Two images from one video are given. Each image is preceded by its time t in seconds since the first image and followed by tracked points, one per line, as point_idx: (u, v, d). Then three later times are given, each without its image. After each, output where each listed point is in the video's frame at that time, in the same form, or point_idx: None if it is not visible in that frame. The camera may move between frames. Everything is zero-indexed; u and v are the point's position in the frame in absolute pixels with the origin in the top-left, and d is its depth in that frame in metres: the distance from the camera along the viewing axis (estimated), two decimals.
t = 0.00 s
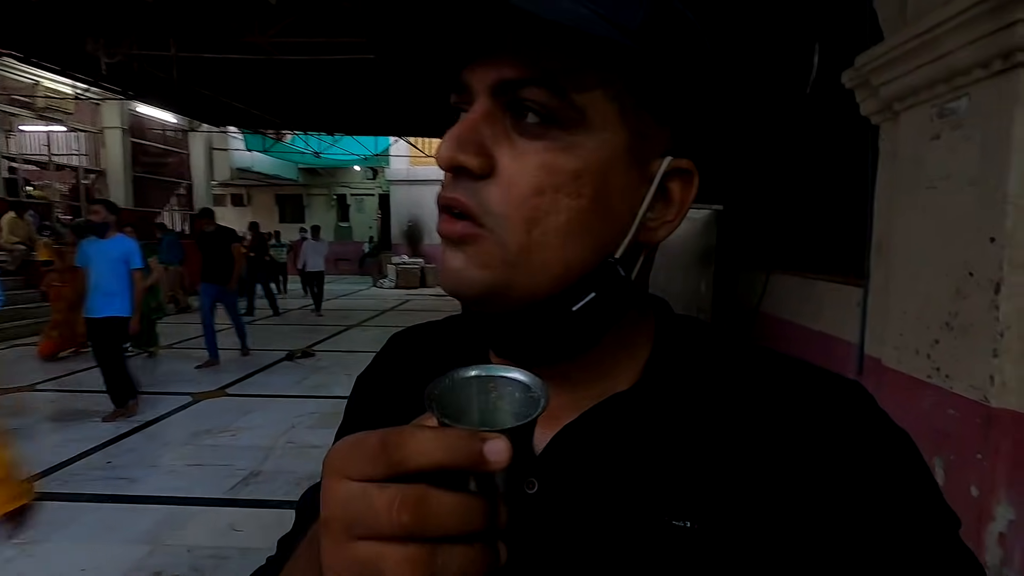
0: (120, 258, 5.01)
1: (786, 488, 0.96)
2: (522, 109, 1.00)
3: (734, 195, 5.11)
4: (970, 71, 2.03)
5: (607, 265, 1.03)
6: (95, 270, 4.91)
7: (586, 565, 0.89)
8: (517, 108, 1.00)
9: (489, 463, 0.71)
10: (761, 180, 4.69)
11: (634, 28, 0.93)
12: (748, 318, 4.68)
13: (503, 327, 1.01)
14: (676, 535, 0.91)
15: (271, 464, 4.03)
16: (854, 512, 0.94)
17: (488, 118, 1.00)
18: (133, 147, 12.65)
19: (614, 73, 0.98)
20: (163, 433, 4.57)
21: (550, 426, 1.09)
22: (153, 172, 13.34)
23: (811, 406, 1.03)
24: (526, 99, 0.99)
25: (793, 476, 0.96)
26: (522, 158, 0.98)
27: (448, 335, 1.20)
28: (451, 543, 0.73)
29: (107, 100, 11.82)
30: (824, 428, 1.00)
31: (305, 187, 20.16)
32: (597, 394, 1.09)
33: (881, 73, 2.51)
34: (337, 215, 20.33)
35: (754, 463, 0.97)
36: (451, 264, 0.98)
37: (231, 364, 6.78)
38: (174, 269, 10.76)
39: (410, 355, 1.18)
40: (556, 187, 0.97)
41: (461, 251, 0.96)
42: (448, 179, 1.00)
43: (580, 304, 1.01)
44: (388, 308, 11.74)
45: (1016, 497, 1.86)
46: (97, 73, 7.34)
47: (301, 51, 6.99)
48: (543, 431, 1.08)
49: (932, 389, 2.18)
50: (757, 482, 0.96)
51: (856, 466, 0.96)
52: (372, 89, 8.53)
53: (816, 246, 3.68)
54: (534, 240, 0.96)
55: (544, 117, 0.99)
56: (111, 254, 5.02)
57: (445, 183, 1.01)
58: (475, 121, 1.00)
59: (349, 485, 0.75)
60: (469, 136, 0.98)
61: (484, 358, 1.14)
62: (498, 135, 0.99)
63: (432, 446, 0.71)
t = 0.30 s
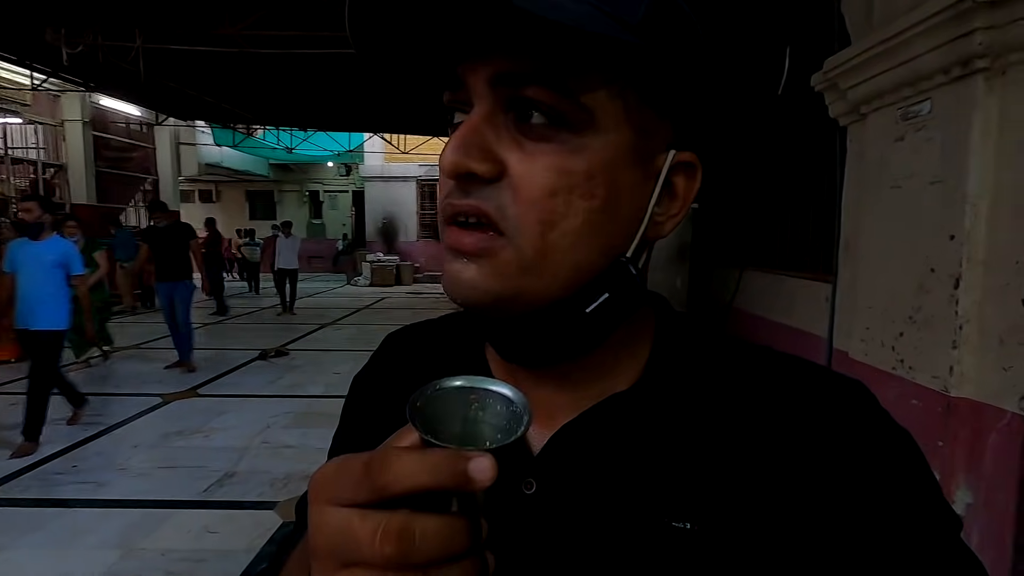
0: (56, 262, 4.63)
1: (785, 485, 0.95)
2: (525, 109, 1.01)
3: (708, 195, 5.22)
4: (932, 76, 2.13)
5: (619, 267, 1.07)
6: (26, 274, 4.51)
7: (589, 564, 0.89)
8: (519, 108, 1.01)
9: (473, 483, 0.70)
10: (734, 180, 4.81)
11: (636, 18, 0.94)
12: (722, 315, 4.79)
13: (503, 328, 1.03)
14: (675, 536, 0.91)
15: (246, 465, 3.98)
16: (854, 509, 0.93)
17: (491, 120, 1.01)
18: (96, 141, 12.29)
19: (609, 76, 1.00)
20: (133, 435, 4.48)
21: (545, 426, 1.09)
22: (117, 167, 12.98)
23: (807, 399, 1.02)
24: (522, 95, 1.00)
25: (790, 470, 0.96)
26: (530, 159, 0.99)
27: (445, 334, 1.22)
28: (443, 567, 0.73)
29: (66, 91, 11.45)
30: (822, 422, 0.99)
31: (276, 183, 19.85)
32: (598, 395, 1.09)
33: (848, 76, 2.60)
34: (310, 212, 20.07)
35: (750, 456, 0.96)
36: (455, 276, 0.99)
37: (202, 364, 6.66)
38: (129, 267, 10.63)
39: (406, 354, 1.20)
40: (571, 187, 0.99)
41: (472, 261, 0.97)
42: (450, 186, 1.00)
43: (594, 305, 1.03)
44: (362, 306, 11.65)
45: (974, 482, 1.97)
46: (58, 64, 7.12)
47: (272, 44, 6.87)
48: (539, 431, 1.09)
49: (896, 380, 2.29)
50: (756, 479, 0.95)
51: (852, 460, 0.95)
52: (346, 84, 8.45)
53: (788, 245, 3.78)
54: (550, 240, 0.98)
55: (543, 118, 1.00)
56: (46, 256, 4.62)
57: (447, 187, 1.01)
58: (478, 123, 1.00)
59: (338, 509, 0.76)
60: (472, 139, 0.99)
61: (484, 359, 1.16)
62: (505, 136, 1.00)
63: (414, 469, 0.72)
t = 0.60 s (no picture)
0: (25, 258, 4.26)
1: (782, 485, 0.95)
2: (589, 116, 0.98)
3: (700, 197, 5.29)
4: (914, 82, 2.20)
5: (658, 267, 1.06)
6: None
7: (582, 557, 0.89)
8: (577, 113, 0.98)
9: (490, 472, 0.65)
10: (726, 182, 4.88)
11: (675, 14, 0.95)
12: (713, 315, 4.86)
13: (498, 327, 1.02)
14: (671, 535, 0.91)
15: (240, 463, 4.00)
16: (847, 505, 0.93)
17: (553, 127, 0.96)
18: (88, 139, 12.24)
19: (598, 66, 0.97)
20: (125, 433, 4.49)
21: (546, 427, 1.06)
22: (109, 166, 12.91)
23: (805, 392, 1.02)
24: (592, 111, 0.98)
25: (783, 467, 0.96)
26: (603, 169, 0.96)
27: (443, 330, 1.24)
28: (469, 575, 0.66)
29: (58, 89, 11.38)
30: (814, 416, 0.99)
31: (269, 183, 19.83)
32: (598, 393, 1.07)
33: (834, 82, 2.67)
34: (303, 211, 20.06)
35: (745, 455, 0.96)
36: (521, 299, 0.95)
37: (195, 363, 6.66)
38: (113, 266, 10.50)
39: (403, 351, 1.21)
40: (641, 196, 0.98)
41: (543, 282, 0.94)
42: (513, 202, 0.94)
43: (637, 302, 1.01)
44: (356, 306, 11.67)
45: (952, 475, 2.04)
46: (52, 62, 7.11)
47: (268, 43, 6.88)
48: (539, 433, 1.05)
49: (880, 377, 2.36)
50: (750, 477, 0.95)
51: (845, 454, 0.96)
52: (340, 84, 8.47)
53: (778, 247, 3.84)
54: (624, 253, 0.97)
55: (606, 123, 0.98)
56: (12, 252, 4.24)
57: (504, 200, 0.96)
58: (542, 131, 0.96)
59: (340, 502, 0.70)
60: (544, 152, 0.94)
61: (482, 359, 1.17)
62: (575, 147, 0.96)
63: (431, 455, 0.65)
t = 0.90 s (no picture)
0: (6, 269, 4.23)
1: (778, 485, 0.98)
2: (637, 119, 1.03)
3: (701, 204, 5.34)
4: (907, 91, 2.24)
5: (663, 268, 1.11)
6: None
7: (576, 558, 0.90)
8: (613, 121, 1.01)
9: (473, 402, 0.67)
10: (726, 189, 4.93)
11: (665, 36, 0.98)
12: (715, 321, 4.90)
13: (511, 326, 1.08)
14: (666, 538, 0.92)
15: (245, 470, 4.04)
16: (839, 506, 0.96)
17: (595, 132, 1.00)
18: (94, 150, 12.35)
19: (592, 79, 1.00)
20: (132, 441, 4.53)
21: (542, 430, 1.08)
22: (115, 176, 13.01)
23: (800, 394, 1.07)
24: (638, 115, 1.03)
25: (778, 469, 0.99)
26: (637, 176, 1.01)
27: (445, 337, 1.29)
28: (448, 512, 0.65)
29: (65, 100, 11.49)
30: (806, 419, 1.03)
31: (273, 192, 19.94)
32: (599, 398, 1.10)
33: (829, 90, 2.71)
34: (307, 220, 20.17)
35: (739, 458, 0.99)
36: (559, 295, 0.96)
37: (201, 372, 6.71)
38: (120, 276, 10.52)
39: (402, 361, 1.25)
40: (665, 200, 1.04)
41: (579, 278, 0.95)
42: (559, 203, 0.96)
43: (649, 302, 1.08)
44: (360, 314, 11.72)
45: (950, 478, 2.07)
46: (60, 75, 7.20)
47: (273, 55, 6.95)
48: (534, 437, 1.07)
49: (877, 381, 2.39)
50: (745, 479, 0.97)
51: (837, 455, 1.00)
52: (344, 94, 8.55)
53: (778, 253, 3.88)
54: (649, 252, 1.02)
55: (649, 124, 1.04)
56: None
57: (546, 202, 0.97)
58: (586, 135, 0.99)
59: (332, 449, 0.71)
60: (591, 154, 0.97)
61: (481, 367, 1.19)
62: (614, 153, 1.00)
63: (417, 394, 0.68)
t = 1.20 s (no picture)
0: None
1: (780, 491, 0.95)
2: (633, 127, 1.01)
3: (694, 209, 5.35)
4: (899, 93, 2.24)
5: (658, 277, 1.09)
6: None
7: (574, 562, 0.89)
8: (608, 126, 1.00)
9: (399, 507, 0.69)
10: (719, 194, 4.94)
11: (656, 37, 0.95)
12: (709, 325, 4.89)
13: (507, 328, 1.06)
14: (666, 542, 0.90)
15: (236, 479, 3.99)
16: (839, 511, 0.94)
17: (588, 136, 0.98)
18: (84, 156, 12.27)
19: (588, 87, 0.99)
20: (121, 450, 4.48)
21: (538, 436, 1.06)
22: (105, 182, 12.93)
23: (805, 399, 1.03)
24: (631, 124, 1.01)
25: (778, 474, 0.96)
26: (631, 185, 0.99)
27: (439, 342, 1.27)
28: None
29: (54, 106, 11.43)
30: (806, 424, 1.00)
31: (265, 198, 19.87)
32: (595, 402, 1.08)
33: (821, 94, 2.71)
34: (299, 226, 20.09)
35: (740, 460, 0.97)
36: (544, 296, 0.96)
37: (192, 379, 6.65)
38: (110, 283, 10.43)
39: (395, 367, 1.22)
40: (660, 207, 1.02)
41: (563, 281, 0.95)
42: (545, 205, 0.96)
43: (642, 310, 1.06)
44: (353, 320, 11.66)
45: (946, 480, 2.06)
46: (48, 80, 7.16)
47: (263, 60, 6.92)
48: (531, 442, 1.05)
49: (872, 384, 2.39)
50: (746, 483, 0.95)
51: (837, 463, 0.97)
52: (336, 99, 8.53)
53: (772, 257, 3.88)
54: (640, 259, 1.01)
55: (643, 133, 1.01)
56: None
57: (535, 203, 0.97)
58: (577, 138, 0.98)
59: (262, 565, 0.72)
60: (581, 159, 0.96)
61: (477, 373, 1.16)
62: (605, 158, 0.99)
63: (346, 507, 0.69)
